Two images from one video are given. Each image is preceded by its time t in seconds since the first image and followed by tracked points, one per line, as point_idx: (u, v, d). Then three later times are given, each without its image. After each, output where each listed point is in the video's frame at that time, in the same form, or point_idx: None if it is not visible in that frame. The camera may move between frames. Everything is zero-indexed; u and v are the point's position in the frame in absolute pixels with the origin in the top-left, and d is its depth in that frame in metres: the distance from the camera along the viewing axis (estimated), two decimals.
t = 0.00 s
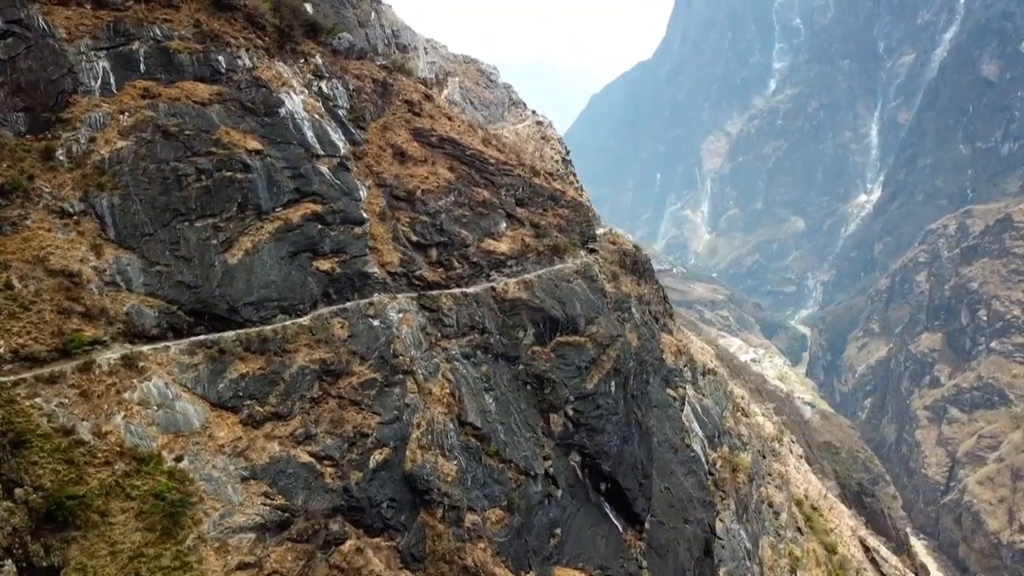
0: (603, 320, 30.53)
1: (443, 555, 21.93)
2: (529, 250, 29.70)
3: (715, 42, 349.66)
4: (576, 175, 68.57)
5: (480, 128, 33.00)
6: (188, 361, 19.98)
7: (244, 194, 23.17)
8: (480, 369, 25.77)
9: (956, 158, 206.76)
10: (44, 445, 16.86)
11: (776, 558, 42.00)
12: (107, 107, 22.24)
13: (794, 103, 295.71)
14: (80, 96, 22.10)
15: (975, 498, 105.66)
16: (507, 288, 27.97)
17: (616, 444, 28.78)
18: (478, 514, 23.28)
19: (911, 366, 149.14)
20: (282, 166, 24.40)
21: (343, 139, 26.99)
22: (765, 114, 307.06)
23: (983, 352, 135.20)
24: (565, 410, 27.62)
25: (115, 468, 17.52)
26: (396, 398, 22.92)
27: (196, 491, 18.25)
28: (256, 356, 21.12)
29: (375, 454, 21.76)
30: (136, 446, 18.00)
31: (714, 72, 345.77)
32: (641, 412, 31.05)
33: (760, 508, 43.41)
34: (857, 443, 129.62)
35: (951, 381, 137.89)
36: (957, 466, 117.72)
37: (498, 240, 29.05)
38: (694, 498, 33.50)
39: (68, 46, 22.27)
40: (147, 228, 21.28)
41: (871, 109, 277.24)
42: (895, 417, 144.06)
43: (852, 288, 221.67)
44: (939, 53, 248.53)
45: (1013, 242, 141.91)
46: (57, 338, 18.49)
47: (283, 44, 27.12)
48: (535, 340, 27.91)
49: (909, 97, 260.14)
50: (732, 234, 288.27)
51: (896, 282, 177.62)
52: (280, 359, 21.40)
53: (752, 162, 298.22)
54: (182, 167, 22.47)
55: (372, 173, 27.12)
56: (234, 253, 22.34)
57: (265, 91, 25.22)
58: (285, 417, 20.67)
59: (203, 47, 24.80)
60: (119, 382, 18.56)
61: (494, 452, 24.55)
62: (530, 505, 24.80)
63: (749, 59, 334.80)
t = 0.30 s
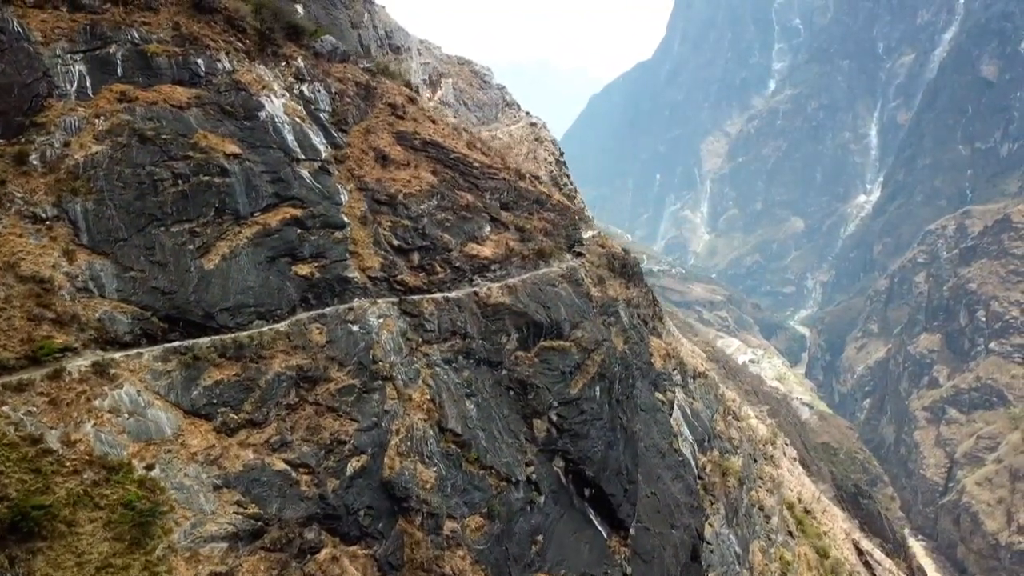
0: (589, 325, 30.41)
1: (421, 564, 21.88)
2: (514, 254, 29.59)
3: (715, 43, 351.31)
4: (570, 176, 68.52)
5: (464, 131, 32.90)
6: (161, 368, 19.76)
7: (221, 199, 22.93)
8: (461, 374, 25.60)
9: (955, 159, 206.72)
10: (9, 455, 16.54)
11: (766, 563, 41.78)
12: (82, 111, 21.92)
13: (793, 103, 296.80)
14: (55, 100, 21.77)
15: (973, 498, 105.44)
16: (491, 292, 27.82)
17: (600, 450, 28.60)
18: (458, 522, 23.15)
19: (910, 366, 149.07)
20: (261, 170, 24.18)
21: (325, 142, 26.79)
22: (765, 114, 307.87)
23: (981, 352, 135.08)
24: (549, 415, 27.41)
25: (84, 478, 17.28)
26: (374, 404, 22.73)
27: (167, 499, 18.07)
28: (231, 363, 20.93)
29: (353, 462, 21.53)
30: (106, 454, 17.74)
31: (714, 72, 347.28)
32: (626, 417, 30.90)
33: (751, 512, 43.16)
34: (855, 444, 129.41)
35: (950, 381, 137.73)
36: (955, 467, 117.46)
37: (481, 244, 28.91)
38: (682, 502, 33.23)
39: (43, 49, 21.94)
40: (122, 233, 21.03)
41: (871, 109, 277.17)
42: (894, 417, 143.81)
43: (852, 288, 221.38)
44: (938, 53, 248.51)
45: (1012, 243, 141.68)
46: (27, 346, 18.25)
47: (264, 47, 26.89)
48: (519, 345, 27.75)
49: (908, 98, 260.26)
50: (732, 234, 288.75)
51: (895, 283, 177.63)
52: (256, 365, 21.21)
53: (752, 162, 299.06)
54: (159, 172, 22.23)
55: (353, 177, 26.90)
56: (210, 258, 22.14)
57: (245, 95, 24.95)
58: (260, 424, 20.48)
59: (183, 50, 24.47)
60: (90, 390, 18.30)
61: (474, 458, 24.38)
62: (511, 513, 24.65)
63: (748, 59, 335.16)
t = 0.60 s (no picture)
0: (575, 329, 30.22)
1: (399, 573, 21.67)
2: (498, 258, 29.44)
3: (715, 43, 352.20)
4: (564, 178, 68.30)
5: (449, 134, 32.77)
6: (134, 375, 19.51)
7: (199, 204, 22.69)
8: (443, 380, 25.42)
9: (954, 159, 206.50)
10: None
11: (757, 567, 41.52)
12: (58, 116, 21.64)
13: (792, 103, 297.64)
14: (30, 104, 21.46)
15: (972, 499, 105.14)
16: (474, 297, 27.62)
17: (585, 455, 28.38)
18: (437, 530, 22.96)
19: (909, 367, 148.80)
20: (240, 174, 23.91)
21: (306, 146, 26.56)
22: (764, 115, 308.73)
23: (980, 353, 134.84)
24: (532, 421, 27.19)
25: (52, 488, 17.01)
26: (353, 411, 22.52)
27: (138, 509, 17.83)
28: (206, 370, 20.69)
29: (330, 469, 21.31)
30: (75, 463, 17.47)
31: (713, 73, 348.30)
32: (612, 421, 30.69)
33: (742, 516, 42.90)
34: (854, 445, 129.17)
35: (949, 382, 137.56)
36: (954, 468, 117.12)
37: (465, 248, 28.77)
38: (669, 507, 32.96)
39: (18, 53, 21.61)
40: (96, 238, 20.83)
41: (870, 109, 276.85)
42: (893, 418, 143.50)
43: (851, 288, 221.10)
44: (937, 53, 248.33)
45: (1011, 243, 141.38)
46: None
47: (245, 50, 26.67)
48: (502, 350, 27.56)
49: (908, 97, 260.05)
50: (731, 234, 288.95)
51: (894, 283, 177.33)
52: (231, 372, 20.97)
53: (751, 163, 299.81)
54: (135, 176, 21.96)
55: (335, 180, 26.68)
56: (187, 264, 21.91)
57: (225, 98, 24.67)
58: (235, 432, 20.26)
59: (161, 53, 24.15)
60: (60, 398, 18.02)
61: (455, 465, 24.19)
62: (493, 520, 24.47)
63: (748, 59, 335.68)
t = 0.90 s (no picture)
0: (561, 334, 30.00)
1: None
2: (483, 262, 29.22)
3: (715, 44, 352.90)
4: (559, 179, 68.08)
5: (434, 137, 32.62)
6: (107, 384, 19.28)
7: (176, 209, 22.38)
8: (425, 387, 25.20)
9: (954, 159, 206.06)
10: None
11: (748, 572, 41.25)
12: (32, 119, 21.23)
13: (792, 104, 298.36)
14: (4, 108, 21.05)
15: (970, 500, 104.84)
16: (457, 302, 27.40)
17: (570, 461, 28.14)
18: (417, 539, 22.73)
19: (908, 367, 148.53)
20: (219, 178, 23.60)
21: (288, 150, 26.32)
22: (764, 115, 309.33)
23: (979, 354, 134.55)
24: (516, 427, 26.95)
25: (19, 499, 16.71)
26: (332, 418, 22.24)
27: (107, 520, 17.57)
28: (181, 377, 20.44)
29: (307, 477, 21.03)
30: (43, 474, 17.17)
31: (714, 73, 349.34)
32: (597, 427, 30.46)
33: (733, 521, 42.66)
34: (851, 445, 128.90)
35: (948, 382, 137.28)
36: (953, 468, 116.68)
37: (449, 253, 28.58)
38: (657, 514, 32.65)
39: None
40: (70, 244, 20.50)
41: (870, 109, 275.71)
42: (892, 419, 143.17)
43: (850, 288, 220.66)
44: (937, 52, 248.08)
45: (1010, 243, 141.06)
46: None
47: (225, 53, 26.41)
48: (486, 355, 27.33)
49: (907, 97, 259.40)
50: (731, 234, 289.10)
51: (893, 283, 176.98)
52: (206, 380, 20.72)
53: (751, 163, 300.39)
54: (110, 181, 21.60)
55: (317, 185, 26.44)
56: (163, 270, 21.65)
57: (204, 102, 24.29)
58: (210, 440, 20.01)
59: (139, 56, 23.77)
60: (29, 407, 17.72)
61: (435, 473, 23.99)
62: (474, 528, 24.27)
63: (748, 60, 336.41)
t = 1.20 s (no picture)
0: (546, 339, 29.86)
1: None
2: (467, 267, 29.12)
3: (715, 44, 352.85)
4: (553, 180, 67.76)
5: (418, 140, 32.47)
6: (79, 393, 18.99)
7: (152, 214, 22.02)
8: (406, 394, 25.01)
9: (953, 159, 205.63)
10: None
11: None
12: (6, 123, 20.62)
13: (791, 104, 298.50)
14: None
15: (969, 500, 104.59)
16: (440, 308, 27.21)
17: (553, 468, 27.96)
18: (396, 547, 22.52)
19: (907, 367, 148.05)
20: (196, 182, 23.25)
21: (269, 154, 26.08)
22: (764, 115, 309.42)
23: (978, 354, 132.76)
24: (499, 434, 26.79)
25: None
26: (311, 425, 22.00)
27: (75, 532, 17.23)
28: (155, 386, 20.17)
29: (284, 486, 20.80)
30: (10, 485, 16.79)
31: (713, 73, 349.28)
32: (583, 433, 30.28)
33: (724, 524, 42.43)
34: (850, 446, 128.56)
35: (946, 383, 134.65)
36: (952, 469, 116.24)
37: (432, 257, 28.41)
38: (645, 519, 32.35)
39: None
40: (43, 251, 20.02)
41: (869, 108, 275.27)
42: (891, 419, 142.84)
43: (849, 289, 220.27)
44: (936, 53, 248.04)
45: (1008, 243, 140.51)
46: None
47: (205, 56, 26.17)
48: (468, 361, 27.16)
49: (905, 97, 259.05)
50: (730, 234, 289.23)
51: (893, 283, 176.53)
52: (181, 388, 20.43)
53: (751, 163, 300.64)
54: (85, 186, 21.13)
55: (298, 189, 26.21)
56: (138, 276, 21.31)
57: (183, 105, 23.92)
58: (184, 449, 19.76)
59: (117, 60, 23.34)
60: None
61: (415, 481, 23.79)
62: (455, 536, 24.06)
63: (747, 60, 336.60)
